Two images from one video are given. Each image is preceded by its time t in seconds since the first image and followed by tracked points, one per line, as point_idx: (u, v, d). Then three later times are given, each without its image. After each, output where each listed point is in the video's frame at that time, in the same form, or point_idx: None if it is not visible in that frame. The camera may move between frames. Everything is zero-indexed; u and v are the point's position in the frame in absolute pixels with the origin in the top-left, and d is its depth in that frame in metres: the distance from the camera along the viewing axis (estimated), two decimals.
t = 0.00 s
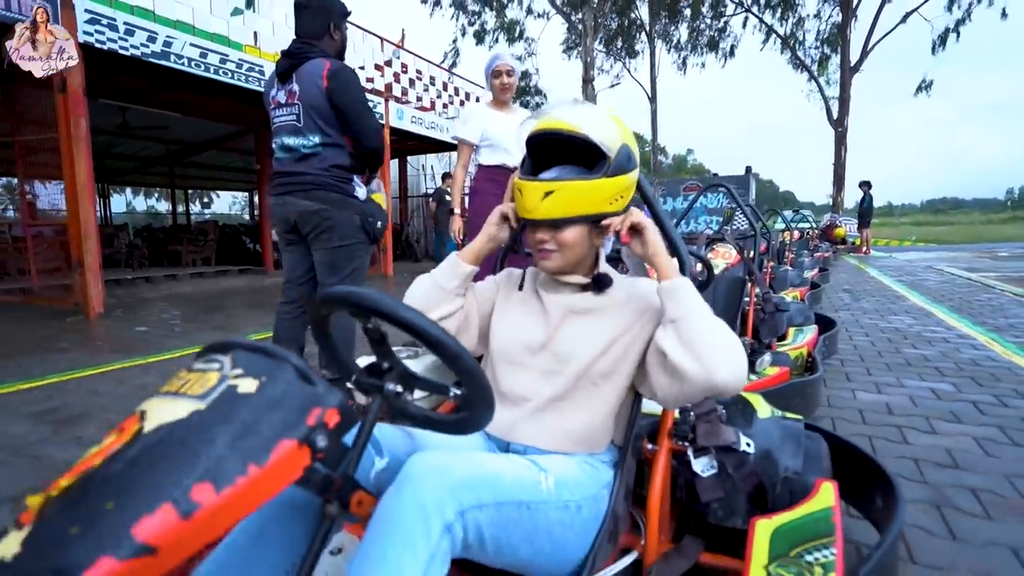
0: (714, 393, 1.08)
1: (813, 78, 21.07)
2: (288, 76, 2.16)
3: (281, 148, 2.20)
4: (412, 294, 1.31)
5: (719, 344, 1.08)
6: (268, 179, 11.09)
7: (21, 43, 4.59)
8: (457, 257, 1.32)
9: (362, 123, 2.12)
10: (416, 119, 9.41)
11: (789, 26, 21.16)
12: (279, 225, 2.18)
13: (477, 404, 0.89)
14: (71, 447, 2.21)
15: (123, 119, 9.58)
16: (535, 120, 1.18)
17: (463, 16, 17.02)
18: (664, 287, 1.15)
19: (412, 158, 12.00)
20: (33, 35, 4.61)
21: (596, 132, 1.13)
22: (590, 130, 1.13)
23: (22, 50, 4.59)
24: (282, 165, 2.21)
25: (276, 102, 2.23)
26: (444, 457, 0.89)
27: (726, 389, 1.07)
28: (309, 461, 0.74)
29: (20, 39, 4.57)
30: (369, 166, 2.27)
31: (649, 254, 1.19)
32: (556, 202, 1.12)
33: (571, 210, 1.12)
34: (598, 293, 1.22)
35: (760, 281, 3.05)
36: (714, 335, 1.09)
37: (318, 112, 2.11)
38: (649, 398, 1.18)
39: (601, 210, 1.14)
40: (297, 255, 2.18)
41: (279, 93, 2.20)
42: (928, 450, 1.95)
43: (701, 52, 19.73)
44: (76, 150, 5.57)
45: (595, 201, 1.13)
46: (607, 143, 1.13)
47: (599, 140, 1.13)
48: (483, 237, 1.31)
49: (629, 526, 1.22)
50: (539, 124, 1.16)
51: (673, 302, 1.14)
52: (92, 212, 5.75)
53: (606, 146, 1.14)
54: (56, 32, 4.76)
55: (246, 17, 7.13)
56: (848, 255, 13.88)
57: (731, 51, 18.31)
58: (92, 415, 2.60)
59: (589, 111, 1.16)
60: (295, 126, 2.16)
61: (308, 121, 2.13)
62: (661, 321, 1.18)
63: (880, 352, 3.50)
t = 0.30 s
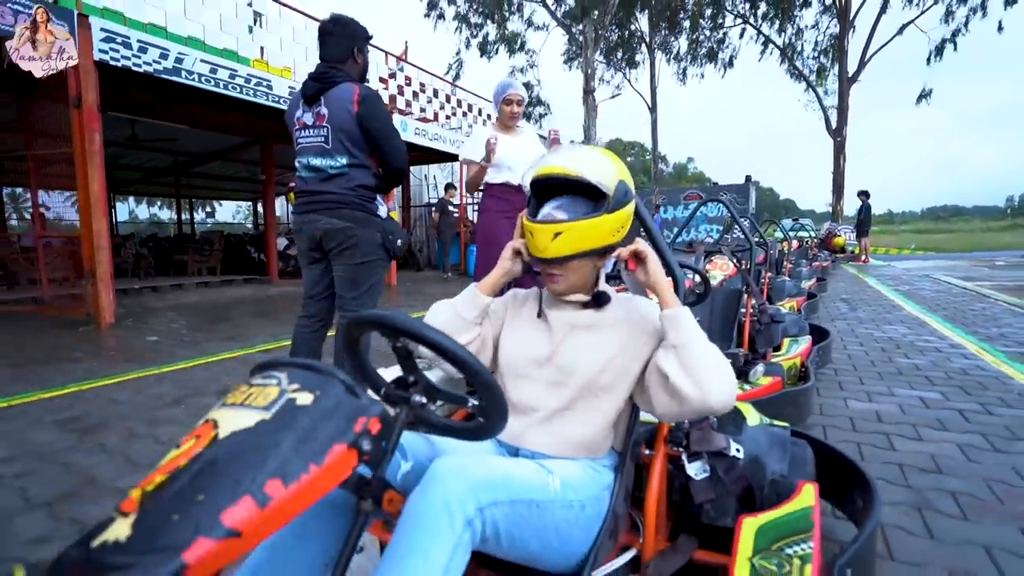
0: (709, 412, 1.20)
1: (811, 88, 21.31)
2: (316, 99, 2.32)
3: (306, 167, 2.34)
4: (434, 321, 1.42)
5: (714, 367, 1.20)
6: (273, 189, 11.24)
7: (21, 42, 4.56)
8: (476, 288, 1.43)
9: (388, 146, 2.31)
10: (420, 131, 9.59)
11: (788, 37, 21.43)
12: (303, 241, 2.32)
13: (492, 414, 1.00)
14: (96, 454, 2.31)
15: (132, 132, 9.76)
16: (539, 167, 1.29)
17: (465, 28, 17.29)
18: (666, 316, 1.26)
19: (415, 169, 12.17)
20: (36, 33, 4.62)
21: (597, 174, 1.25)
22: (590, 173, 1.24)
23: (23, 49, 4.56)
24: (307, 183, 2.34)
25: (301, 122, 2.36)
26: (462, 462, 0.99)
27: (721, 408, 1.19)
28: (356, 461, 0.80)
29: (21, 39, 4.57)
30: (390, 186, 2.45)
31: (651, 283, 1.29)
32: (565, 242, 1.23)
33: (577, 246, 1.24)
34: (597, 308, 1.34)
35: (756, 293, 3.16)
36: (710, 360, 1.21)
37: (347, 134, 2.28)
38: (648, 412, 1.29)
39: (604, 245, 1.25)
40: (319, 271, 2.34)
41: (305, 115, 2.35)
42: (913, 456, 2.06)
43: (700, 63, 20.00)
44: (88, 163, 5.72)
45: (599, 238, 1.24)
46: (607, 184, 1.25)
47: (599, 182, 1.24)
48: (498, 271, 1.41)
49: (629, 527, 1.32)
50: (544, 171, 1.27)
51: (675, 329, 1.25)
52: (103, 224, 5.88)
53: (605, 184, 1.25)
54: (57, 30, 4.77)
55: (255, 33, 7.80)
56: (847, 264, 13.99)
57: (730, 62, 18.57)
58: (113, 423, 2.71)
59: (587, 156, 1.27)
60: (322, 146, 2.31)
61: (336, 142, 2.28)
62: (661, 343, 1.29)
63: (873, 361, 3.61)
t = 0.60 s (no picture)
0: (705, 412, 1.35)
1: (811, 89, 21.45)
2: (343, 111, 2.53)
3: (333, 175, 2.56)
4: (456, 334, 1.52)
5: (709, 372, 1.34)
6: (277, 190, 11.38)
7: (23, 42, 5.09)
8: (495, 306, 1.52)
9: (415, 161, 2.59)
10: (423, 134, 9.73)
11: (787, 38, 21.58)
12: (326, 248, 2.54)
13: (514, 407, 1.14)
14: (130, 449, 2.46)
15: (139, 134, 9.89)
16: (545, 195, 1.43)
17: (466, 30, 17.43)
18: (667, 326, 1.39)
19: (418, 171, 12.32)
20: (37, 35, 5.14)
21: (599, 200, 1.39)
22: (593, 199, 1.39)
23: (24, 50, 5.10)
24: (334, 190, 2.57)
25: (327, 133, 2.57)
26: (486, 452, 1.13)
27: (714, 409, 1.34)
28: (405, 449, 0.89)
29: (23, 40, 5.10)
30: (407, 195, 2.72)
31: (653, 296, 1.43)
32: (577, 264, 1.38)
33: (586, 267, 1.39)
34: (603, 313, 1.48)
35: (752, 296, 3.31)
36: (706, 366, 1.35)
37: (375, 147, 2.53)
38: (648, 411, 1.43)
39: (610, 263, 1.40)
40: (339, 279, 2.57)
41: (331, 125, 2.56)
42: (896, 450, 2.20)
43: (701, 63, 20.15)
44: (102, 167, 5.87)
45: (606, 257, 1.39)
46: (609, 208, 1.39)
47: (602, 208, 1.39)
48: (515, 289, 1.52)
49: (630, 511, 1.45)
50: (551, 199, 1.41)
51: (675, 338, 1.38)
52: (116, 227, 6.01)
53: (608, 210, 1.40)
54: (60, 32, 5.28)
55: (260, 38, 7.90)
56: (846, 264, 14.13)
57: (729, 62, 18.73)
58: (142, 420, 2.86)
59: (589, 184, 1.41)
60: (350, 157, 2.54)
61: (365, 155, 2.53)
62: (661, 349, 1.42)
63: (864, 361, 3.76)
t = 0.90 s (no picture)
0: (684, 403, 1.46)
1: (809, 92, 21.67)
2: (366, 126, 2.69)
3: (355, 186, 2.71)
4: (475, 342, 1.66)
5: (685, 374, 1.44)
6: (281, 194, 11.53)
7: (22, 43, 5.15)
8: (500, 324, 1.65)
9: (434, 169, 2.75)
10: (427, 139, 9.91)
11: (786, 42, 21.80)
12: (346, 256, 2.73)
13: (532, 405, 1.28)
14: (159, 447, 2.60)
15: (146, 140, 10.04)
16: (549, 222, 1.57)
17: (467, 35, 17.61)
18: (640, 331, 1.47)
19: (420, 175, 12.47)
20: (37, 35, 5.16)
21: (598, 223, 1.51)
22: (591, 223, 1.51)
23: (24, 50, 5.15)
24: (355, 201, 2.73)
25: (348, 146, 2.73)
26: (505, 446, 1.26)
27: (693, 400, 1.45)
28: (443, 438, 1.03)
29: (24, 41, 5.16)
30: (426, 207, 2.89)
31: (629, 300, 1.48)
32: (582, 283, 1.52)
33: (596, 287, 1.54)
34: (609, 320, 1.59)
35: (748, 300, 3.43)
36: (681, 368, 1.45)
37: (396, 160, 2.70)
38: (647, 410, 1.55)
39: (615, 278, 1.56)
40: (357, 286, 2.77)
41: (353, 139, 2.72)
42: (882, 446, 2.35)
43: (700, 67, 20.35)
44: (115, 173, 6.01)
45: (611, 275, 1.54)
46: (609, 230, 1.52)
47: (603, 232, 1.51)
48: (520, 304, 1.64)
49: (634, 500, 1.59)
50: (555, 227, 1.55)
51: (651, 341, 1.46)
52: (129, 232, 6.15)
53: (610, 231, 1.52)
54: (61, 33, 5.28)
55: (267, 46, 8.06)
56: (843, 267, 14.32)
57: (728, 66, 18.94)
58: (166, 419, 3.01)
59: (588, 210, 1.53)
60: (372, 170, 2.70)
61: (386, 167, 2.69)
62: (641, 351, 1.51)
63: (856, 362, 3.92)
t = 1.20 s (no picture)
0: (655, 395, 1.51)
1: (810, 92, 21.75)
2: (375, 134, 2.81)
3: (368, 192, 2.84)
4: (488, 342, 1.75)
5: (652, 370, 1.48)
6: (285, 193, 11.64)
7: (22, 43, 5.12)
8: (517, 330, 1.74)
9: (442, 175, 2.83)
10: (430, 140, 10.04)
11: (787, 41, 21.86)
12: (360, 259, 2.87)
13: (541, 400, 1.40)
14: (181, 440, 2.73)
15: (153, 139, 10.17)
16: (551, 245, 1.67)
17: (469, 35, 17.71)
18: (606, 329, 1.52)
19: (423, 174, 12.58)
20: (37, 35, 5.13)
21: (595, 245, 1.62)
22: (589, 246, 1.62)
23: (24, 50, 5.12)
24: (369, 206, 2.85)
25: (360, 153, 2.85)
26: (518, 437, 1.38)
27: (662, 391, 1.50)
28: (463, 429, 1.16)
29: (24, 40, 5.12)
30: (437, 210, 3.03)
31: (598, 301, 1.54)
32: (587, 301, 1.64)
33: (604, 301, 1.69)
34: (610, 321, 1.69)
35: (745, 301, 3.59)
36: (648, 362, 1.48)
37: (405, 166, 2.82)
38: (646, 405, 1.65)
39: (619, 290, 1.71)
40: (369, 287, 2.92)
41: (364, 146, 2.84)
42: (870, 442, 2.47)
43: (702, 66, 20.42)
44: (126, 175, 6.13)
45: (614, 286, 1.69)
46: (607, 251, 1.63)
47: (601, 253, 1.62)
48: (534, 313, 1.73)
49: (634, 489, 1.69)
50: (557, 250, 1.65)
51: (619, 338, 1.51)
52: (139, 232, 6.27)
53: (607, 249, 1.64)
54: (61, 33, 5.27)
55: (273, 48, 8.18)
56: (842, 267, 14.43)
57: (730, 65, 19.04)
58: (184, 415, 3.13)
59: (586, 233, 1.64)
60: (383, 175, 2.82)
61: (397, 173, 2.82)
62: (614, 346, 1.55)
63: (850, 362, 4.04)
